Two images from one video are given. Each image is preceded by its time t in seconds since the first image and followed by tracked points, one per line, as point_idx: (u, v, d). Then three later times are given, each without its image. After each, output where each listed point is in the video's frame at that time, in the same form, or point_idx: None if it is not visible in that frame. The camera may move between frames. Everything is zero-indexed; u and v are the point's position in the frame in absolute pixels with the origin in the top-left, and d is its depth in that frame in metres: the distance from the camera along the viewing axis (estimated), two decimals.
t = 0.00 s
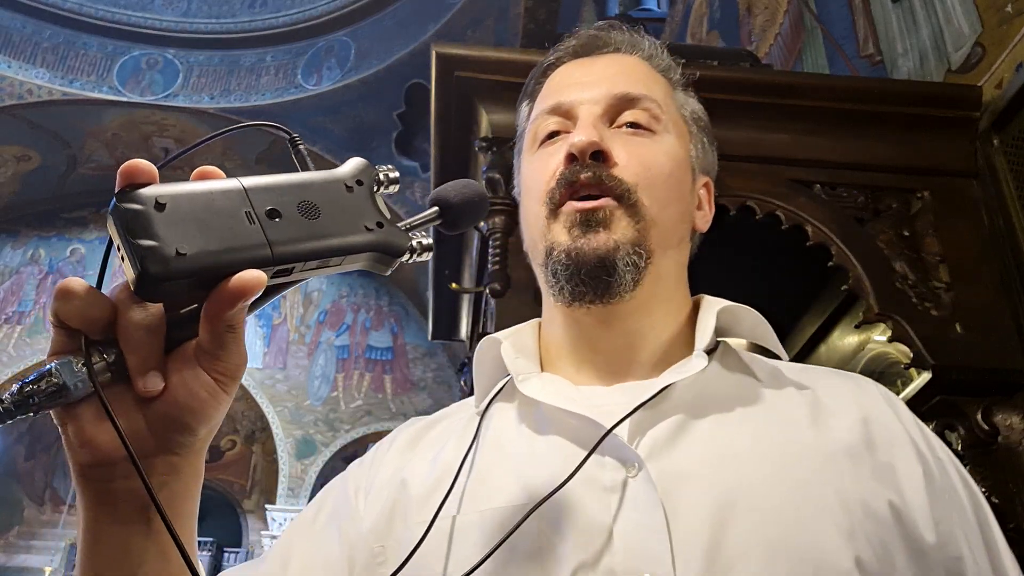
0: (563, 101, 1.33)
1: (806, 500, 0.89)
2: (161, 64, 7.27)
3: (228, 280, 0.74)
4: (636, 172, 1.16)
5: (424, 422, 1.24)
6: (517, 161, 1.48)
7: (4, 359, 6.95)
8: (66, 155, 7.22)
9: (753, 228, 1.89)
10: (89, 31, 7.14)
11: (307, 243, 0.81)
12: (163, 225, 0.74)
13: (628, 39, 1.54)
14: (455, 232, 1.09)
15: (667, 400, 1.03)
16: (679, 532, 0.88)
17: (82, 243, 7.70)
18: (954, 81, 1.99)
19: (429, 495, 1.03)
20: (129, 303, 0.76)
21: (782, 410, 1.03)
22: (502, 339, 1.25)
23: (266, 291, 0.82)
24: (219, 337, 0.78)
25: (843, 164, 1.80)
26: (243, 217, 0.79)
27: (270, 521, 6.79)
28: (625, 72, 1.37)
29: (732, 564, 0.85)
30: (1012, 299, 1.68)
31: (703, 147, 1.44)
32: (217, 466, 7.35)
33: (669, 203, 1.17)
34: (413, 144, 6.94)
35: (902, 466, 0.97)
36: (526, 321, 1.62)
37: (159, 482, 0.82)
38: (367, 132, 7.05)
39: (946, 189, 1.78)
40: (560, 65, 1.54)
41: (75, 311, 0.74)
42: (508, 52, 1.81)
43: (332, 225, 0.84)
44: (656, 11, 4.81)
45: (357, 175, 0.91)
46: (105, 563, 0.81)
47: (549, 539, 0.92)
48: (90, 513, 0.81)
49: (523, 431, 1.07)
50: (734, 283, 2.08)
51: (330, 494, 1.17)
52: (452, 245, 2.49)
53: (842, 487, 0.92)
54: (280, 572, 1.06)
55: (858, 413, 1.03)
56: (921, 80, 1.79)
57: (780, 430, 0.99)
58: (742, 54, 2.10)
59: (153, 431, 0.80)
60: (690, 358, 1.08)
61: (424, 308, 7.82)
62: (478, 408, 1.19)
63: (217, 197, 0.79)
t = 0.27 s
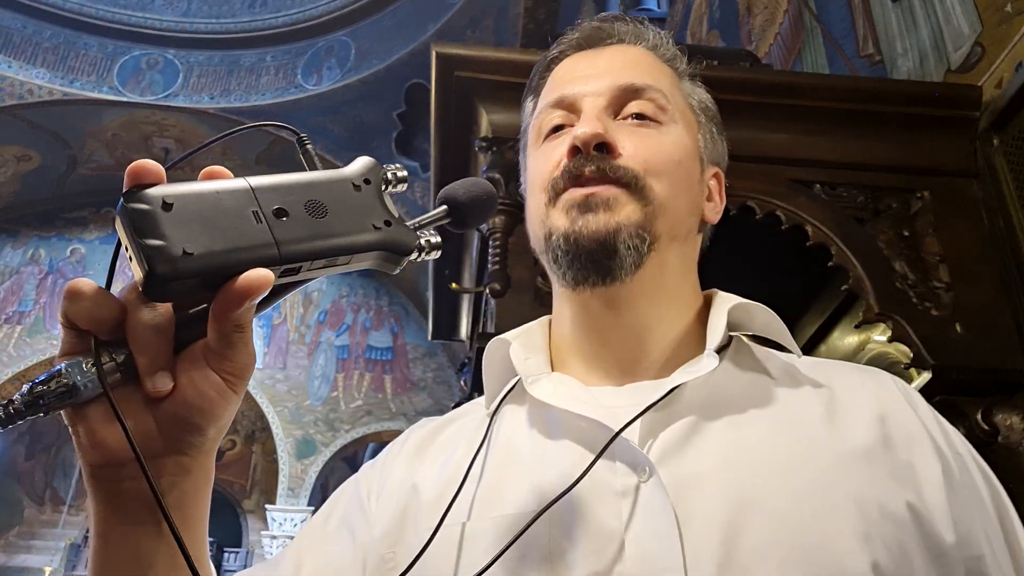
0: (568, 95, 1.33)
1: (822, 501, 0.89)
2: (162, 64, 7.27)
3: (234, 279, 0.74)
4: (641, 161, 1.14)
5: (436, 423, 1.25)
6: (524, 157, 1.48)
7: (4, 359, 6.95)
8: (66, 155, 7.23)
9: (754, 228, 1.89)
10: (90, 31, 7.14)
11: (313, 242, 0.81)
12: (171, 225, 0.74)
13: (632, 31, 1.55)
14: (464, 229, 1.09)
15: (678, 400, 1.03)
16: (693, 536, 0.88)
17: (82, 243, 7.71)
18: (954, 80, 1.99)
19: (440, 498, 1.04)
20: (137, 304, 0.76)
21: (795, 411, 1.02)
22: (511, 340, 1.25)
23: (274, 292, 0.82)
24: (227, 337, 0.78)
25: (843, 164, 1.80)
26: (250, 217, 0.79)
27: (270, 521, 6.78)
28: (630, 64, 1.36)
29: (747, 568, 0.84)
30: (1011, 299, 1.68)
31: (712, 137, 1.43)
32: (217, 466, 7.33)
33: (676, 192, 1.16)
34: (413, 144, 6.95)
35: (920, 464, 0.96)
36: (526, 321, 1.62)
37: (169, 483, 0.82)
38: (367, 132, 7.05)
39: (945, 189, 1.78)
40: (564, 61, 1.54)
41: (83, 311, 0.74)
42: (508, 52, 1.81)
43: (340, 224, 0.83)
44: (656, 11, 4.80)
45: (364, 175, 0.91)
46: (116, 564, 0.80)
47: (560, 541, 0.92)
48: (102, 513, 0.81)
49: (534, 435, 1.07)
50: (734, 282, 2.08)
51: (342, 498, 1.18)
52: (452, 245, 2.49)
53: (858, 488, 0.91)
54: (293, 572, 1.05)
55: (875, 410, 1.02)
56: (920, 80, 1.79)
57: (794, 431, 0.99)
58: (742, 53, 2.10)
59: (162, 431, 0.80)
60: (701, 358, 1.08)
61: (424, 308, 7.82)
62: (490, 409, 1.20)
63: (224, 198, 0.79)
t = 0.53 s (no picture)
0: (570, 89, 1.32)
1: (832, 500, 0.87)
2: (161, 64, 7.26)
3: (242, 288, 0.74)
4: (645, 156, 1.13)
5: (443, 425, 1.24)
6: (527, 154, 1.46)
7: (3, 359, 7.01)
8: (66, 155, 7.24)
9: (754, 228, 1.89)
10: (89, 32, 7.13)
11: (318, 249, 0.80)
12: (179, 235, 0.73)
13: (634, 24, 1.53)
14: (472, 236, 1.08)
15: (684, 398, 1.01)
16: (700, 538, 0.85)
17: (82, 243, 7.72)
18: (954, 81, 1.99)
19: (447, 501, 1.02)
20: (145, 312, 0.76)
21: (805, 409, 1.00)
22: (515, 339, 1.24)
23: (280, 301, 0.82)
24: (235, 345, 0.77)
25: (843, 164, 1.80)
26: (257, 225, 0.78)
27: (270, 521, 6.79)
28: (633, 58, 1.34)
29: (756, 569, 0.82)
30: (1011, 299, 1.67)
31: (718, 132, 1.41)
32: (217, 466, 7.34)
33: (681, 187, 1.14)
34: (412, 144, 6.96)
35: (933, 462, 0.94)
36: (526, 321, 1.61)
37: (178, 489, 0.80)
38: (367, 132, 7.05)
39: (945, 189, 1.78)
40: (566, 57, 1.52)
41: (93, 321, 0.74)
42: (508, 52, 1.81)
43: (347, 231, 0.83)
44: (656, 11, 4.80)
45: (371, 182, 0.89)
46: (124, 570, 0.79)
47: (566, 546, 0.90)
48: (111, 522, 0.80)
49: (539, 438, 1.05)
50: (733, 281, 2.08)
51: (349, 503, 1.18)
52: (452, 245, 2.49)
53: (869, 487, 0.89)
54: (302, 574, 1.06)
55: (887, 406, 1.00)
56: (920, 80, 1.78)
57: (804, 429, 0.96)
58: (742, 53, 2.10)
59: (172, 439, 0.79)
60: (706, 354, 1.05)
61: (424, 308, 7.82)
62: (495, 410, 1.19)
63: (231, 206, 0.79)
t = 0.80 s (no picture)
0: (568, 86, 1.31)
1: (832, 502, 0.86)
2: (161, 64, 7.26)
3: (233, 299, 0.74)
4: (643, 157, 1.12)
5: (447, 424, 1.25)
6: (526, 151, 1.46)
7: (3, 359, 7.02)
8: (66, 155, 7.24)
9: (753, 228, 1.89)
10: (89, 32, 7.13)
11: (308, 257, 0.80)
12: (168, 247, 0.73)
13: (632, 18, 1.52)
14: (469, 239, 1.08)
15: (684, 400, 1.00)
16: (699, 543, 0.85)
17: (82, 243, 7.72)
18: (953, 81, 1.99)
19: (446, 505, 1.02)
20: (137, 323, 0.76)
21: (806, 409, 0.99)
22: (514, 340, 1.23)
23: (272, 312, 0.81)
24: (228, 355, 0.78)
25: (842, 164, 1.79)
26: (248, 234, 0.78)
27: (270, 521, 6.79)
28: (632, 54, 1.33)
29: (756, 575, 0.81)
30: (1012, 299, 1.66)
31: (719, 127, 1.40)
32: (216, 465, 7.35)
33: (679, 185, 1.14)
34: (412, 144, 6.96)
35: (937, 462, 0.92)
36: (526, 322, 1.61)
37: (174, 500, 0.81)
38: (367, 132, 7.05)
39: (945, 189, 1.78)
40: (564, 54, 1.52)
41: (83, 332, 0.73)
42: (509, 52, 1.81)
43: (338, 238, 0.83)
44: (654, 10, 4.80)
45: (363, 188, 0.89)
46: None
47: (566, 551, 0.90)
48: (106, 531, 0.80)
49: (540, 443, 1.05)
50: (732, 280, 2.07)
51: (350, 505, 1.18)
52: (451, 246, 2.49)
53: (870, 488, 0.88)
54: None
55: (889, 405, 0.99)
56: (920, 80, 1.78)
57: (804, 430, 0.95)
58: (742, 53, 2.10)
59: (167, 451, 0.80)
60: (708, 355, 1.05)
61: (424, 308, 7.82)
62: (495, 411, 1.18)
63: (220, 215, 0.78)
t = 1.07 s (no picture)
0: (563, 84, 1.31)
1: (828, 506, 0.86)
2: (161, 64, 7.26)
3: (218, 301, 0.74)
4: (640, 154, 1.11)
5: (442, 426, 1.24)
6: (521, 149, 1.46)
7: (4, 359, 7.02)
8: (66, 155, 7.24)
9: (753, 228, 1.89)
10: (89, 32, 7.13)
11: (296, 259, 0.81)
12: (151, 249, 0.73)
13: (628, 18, 1.53)
14: (460, 237, 1.08)
15: (679, 401, 1.00)
16: (694, 543, 0.85)
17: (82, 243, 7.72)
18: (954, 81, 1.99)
19: (440, 507, 1.03)
20: (120, 327, 0.75)
21: (801, 412, 0.99)
22: (509, 341, 1.24)
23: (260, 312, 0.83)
24: (213, 359, 0.77)
25: (842, 164, 1.79)
26: (233, 235, 0.79)
27: (270, 521, 6.79)
28: (627, 52, 1.33)
29: None
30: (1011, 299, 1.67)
31: (714, 125, 1.40)
32: (216, 465, 7.36)
33: (676, 183, 1.14)
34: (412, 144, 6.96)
35: (931, 466, 0.93)
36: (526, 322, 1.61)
37: (161, 505, 0.80)
38: (367, 133, 7.05)
39: (945, 189, 1.78)
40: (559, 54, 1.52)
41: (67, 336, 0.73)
42: (509, 53, 1.81)
43: (326, 239, 0.84)
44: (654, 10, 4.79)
45: (350, 187, 0.91)
46: None
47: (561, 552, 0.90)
48: (93, 537, 0.79)
49: (535, 446, 1.05)
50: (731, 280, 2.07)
51: (346, 506, 1.18)
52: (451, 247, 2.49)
53: (865, 491, 0.88)
54: None
55: (883, 408, 0.99)
56: (920, 80, 1.79)
57: (800, 432, 0.96)
58: (742, 53, 2.10)
59: (154, 457, 0.79)
60: (700, 356, 1.04)
61: (424, 308, 7.82)
62: (490, 413, 1.19)
63: (205, 217, 0.79)
